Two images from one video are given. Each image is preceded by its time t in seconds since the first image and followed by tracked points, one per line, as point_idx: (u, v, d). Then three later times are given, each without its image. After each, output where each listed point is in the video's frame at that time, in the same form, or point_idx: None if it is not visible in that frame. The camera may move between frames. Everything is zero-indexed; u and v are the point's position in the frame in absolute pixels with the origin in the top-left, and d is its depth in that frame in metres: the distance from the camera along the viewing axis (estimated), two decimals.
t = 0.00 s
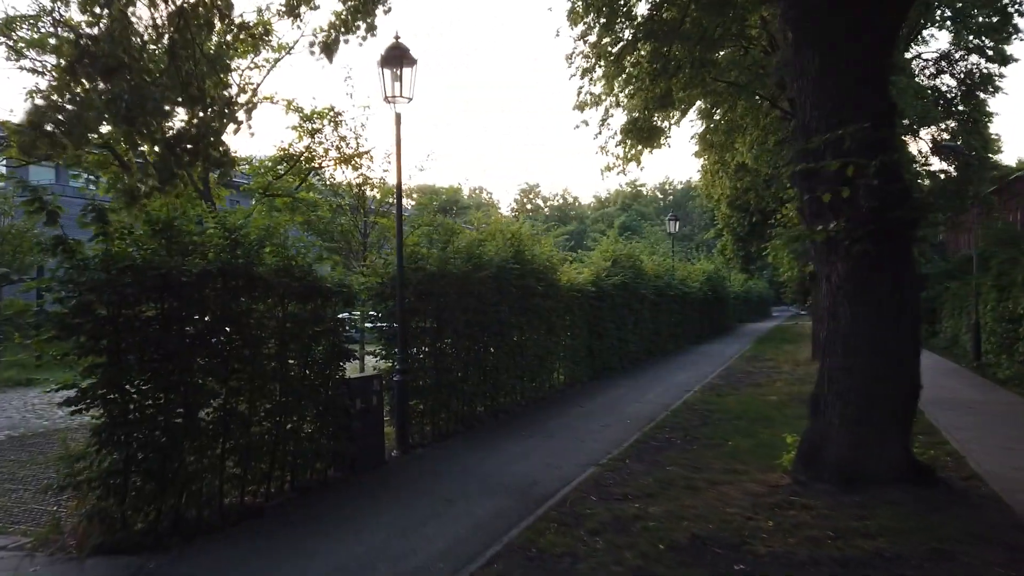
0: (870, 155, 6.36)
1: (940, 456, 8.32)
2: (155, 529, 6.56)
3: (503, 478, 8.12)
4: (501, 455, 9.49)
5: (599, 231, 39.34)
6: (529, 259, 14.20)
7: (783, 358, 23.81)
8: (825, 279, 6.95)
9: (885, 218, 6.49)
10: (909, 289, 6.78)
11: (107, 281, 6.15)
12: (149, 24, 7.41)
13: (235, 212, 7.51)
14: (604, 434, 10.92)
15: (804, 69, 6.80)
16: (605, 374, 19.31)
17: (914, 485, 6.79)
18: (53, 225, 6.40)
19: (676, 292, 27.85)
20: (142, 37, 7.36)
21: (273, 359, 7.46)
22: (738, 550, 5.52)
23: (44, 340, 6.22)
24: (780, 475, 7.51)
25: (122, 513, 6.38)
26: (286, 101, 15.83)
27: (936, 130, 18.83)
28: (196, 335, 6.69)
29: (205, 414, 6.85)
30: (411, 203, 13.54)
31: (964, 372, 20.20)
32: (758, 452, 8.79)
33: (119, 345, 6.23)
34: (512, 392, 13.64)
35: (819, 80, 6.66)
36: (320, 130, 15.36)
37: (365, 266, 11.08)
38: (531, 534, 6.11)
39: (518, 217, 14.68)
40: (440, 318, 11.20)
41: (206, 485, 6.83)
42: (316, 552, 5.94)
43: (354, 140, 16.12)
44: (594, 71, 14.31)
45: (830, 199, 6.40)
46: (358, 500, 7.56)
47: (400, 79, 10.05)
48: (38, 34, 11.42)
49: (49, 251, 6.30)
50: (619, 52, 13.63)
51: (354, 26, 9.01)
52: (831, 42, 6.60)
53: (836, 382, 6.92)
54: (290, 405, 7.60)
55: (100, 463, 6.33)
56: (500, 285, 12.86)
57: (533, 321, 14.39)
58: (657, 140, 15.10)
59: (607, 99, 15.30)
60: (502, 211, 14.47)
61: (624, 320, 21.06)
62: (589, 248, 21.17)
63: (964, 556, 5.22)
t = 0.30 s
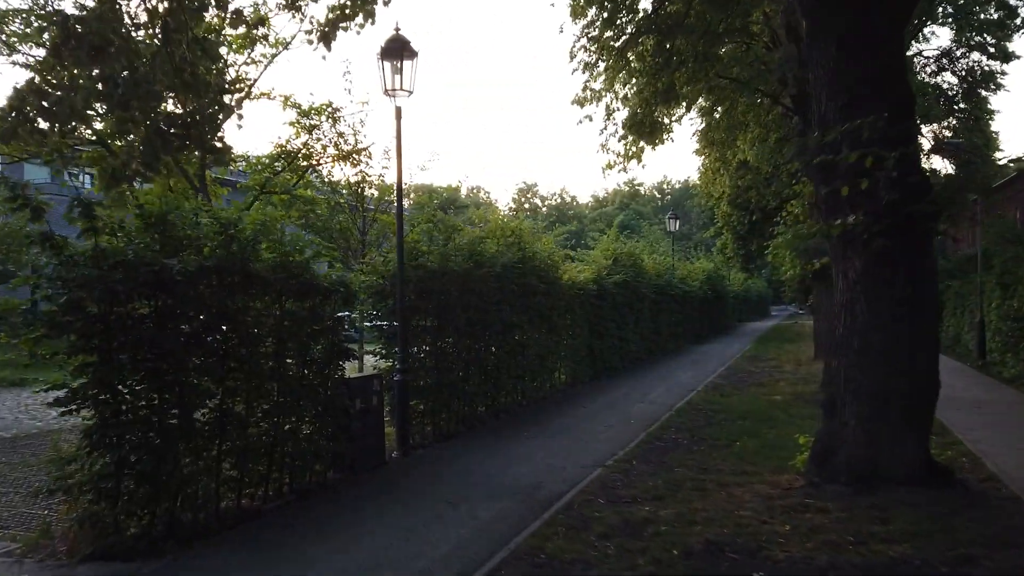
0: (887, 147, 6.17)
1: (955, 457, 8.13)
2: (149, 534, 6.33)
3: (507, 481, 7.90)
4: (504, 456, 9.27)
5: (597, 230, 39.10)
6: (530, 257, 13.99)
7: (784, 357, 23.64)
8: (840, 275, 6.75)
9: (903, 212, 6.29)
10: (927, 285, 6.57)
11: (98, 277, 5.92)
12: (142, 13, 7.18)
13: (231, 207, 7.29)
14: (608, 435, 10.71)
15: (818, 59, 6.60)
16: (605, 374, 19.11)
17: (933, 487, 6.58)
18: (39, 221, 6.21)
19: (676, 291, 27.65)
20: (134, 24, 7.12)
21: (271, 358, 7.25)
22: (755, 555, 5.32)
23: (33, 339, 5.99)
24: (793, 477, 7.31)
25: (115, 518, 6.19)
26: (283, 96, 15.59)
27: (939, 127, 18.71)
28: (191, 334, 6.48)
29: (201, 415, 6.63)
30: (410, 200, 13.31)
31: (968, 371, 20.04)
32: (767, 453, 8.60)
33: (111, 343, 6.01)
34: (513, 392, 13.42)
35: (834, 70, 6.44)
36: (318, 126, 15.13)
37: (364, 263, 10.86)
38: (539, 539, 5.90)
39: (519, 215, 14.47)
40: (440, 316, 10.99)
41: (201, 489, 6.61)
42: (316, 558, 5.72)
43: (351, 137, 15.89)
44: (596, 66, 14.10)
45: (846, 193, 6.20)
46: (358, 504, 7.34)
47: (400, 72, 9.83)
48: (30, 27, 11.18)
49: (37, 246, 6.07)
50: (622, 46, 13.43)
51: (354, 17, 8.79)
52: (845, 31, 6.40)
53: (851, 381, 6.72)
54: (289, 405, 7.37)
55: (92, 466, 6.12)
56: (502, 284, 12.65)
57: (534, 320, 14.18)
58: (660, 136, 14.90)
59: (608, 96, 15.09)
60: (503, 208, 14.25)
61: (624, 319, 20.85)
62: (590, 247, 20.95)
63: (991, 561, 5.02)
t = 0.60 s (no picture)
0: (913, 140, 5.90)
1: (977, 462, 7.86)
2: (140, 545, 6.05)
3: (513, 487, 7.63)
4: (509, 460, 8.99)
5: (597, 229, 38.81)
6: (533, 256, 13.72)
7: (788, 357, 23.39)
8: (863, 272, 6.49)
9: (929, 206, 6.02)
10: (954, 283, 6.30)
11: (87, 275, 5.64)
12: None
13: (227, 203, 7.01)
14: (615, 438, 10.43)
15: (841, 48, 6.32)
16: (608, 375, 18.84)
17: (959, 494, 6.31)
18: (27, 215, 5.91)
19: (677, 291, 27.40)
20: (126, 11, 6.82)
21: (269, 360, 6.97)
22: (778, 568, 5.06)
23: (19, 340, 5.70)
24: (810, 483, 7.05)
25: (105, 527, 5.91)
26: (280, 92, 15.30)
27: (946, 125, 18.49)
28: (185, 335, 6.20)
29: (196, 419, 6.35)
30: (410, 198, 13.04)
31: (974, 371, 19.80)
32: (781, 457, 8.33)
33: (101, 345, 5.73)
34: (515, 393, 13.15)
35: (857, 58, 6.17)
36: (316, 122, 14.85)
37: (364, 262, 10.57)
38: (550, 550, 5.63)
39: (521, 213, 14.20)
40: (442, 316, 10.71)
41: (196, 497, 6.33)
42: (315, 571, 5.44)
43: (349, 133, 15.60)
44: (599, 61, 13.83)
45: (870, 187, 5.94)
46: (359, 512, 7.06)
47: (401, 65, 9.55)
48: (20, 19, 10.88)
49: (22, 243, 5.78)
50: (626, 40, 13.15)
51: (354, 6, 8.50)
52: (870, 17, 6.11)
53: (874, 382, 6.45)
54: (287, 409, 7.09)
55: (80, 474, 5.83)
56: (505, 283, 12.38)
57: (536, 320, 13.91)
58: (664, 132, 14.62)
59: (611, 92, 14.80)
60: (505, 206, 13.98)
61: (627, 319, 20.59)
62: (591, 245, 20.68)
63: None
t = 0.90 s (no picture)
0: (934, 133, 5.74)
1: (994, 464, 7.69)
2: (138, 550, 5.88)
3: (520, 490, 7.44)
4: (515, 462, 8.81)
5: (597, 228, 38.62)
6: (536, 254, 13.56)
7: (790, 357, 23.27)
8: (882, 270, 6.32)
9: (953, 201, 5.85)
10: (975, 282, 6.14)
11: (83, 272, 5.45)
12: None
13: (229, 198, 6.81)
14: (622, 439, 10.27)
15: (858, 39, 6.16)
16: (610, 375, 18.68)
17: (980, 498, 6.14)
18: (21, 210, 5.71)
19: (679, 290, 27.24)
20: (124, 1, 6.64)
21: (270, 360, 6.80)
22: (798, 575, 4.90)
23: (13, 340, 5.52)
24: (826, 485, 6.88)
25: (102, 531, 5.72)
26: (280, 89, 15.12)
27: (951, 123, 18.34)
28: (185, 333, 6.02)
29: (195, 420, 6.17)
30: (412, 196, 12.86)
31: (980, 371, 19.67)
32: (793, 459, 8.17)
33: (99, 344, 5.54)
34: (519, 394, 12.97)
35: (876, 49, 6.01)
36: (316, 119, 14.66)
37: (367, 260, 10.39)
38: (561, 556, 5.46)
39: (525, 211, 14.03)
40: (446, 315, 10.53)
41: (195, 499, 6.15)
42: None
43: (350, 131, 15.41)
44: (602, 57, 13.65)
45: (890, 182, 5.78)
46: (362, 516, 6.89)
47: (405, 59, 9.37)
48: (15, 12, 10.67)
49: (16, 238, 5.60)
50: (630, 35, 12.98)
51: None
52: (889, 7, 5.96)
53: (892, 383, 6.28)
54: (289, 410, 6.91)
55: (76, 477, 5.64)
56: (509, 281, 12.21)
57: (539, 319, 13.74)
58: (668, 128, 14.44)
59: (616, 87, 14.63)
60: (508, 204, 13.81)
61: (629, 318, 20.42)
62: (593, 244, 20.52)
63: None
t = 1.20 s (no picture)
0: (962, 127, 5.57)
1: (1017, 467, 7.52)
2: (140, 559, 5.67)
3: (531, 496, 7.25)
4: (524, 466, 8.62)
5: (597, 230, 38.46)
6: (541, 254, 13.37)
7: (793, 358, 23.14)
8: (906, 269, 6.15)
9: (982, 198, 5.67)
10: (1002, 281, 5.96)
11: (83, 271, 5.25)
12: None
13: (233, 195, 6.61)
14: (631, 442, 10.08)
15: (880, 32, 6.02)
16: (614, 377, 18.50)
17: (1008, 504, 5.96)
18: (19, 205, 5.51)
19: (680, 292, 27.08)
20: None
21: (275, 361, 6.59)
22: None
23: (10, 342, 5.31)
24: (847, 491, 6.70)
25: (102, 539, 5.51)
26: (281, 88, 14.93)
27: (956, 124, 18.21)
28: (188, 334, 5.81)
29: (198, 424, 5.96)
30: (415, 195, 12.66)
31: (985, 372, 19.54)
32: (809, 463, 7.98)
33: (99, 345, 5.33)
34: (524, 396, 12.78)
35: (899, 42, 5.86)
36: (317, 118, 14.47)
37: (371, 260, 10.19)
38: (579, 566, 5.27)
39: (529, 211, 13.85)
40: (451, 316, 10.34)
41: (198, 506, 5.94)
42: None
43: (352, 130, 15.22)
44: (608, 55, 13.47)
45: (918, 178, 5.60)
46: (369, 522, 6.68)
47: (411, 55, 9.18)
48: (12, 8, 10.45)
49: (14, 237, 5.40)
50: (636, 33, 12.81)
51: None
52: None
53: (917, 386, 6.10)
54: (294, 413, 6.70)
55: (75, 484, 5.43)
56: (514, 282, 12.02)
57: (544, 321, 13.56)
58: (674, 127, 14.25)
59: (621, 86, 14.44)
60: (513, 204, 13.63)
61: (632, 319, 20.25)
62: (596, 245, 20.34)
63: None
